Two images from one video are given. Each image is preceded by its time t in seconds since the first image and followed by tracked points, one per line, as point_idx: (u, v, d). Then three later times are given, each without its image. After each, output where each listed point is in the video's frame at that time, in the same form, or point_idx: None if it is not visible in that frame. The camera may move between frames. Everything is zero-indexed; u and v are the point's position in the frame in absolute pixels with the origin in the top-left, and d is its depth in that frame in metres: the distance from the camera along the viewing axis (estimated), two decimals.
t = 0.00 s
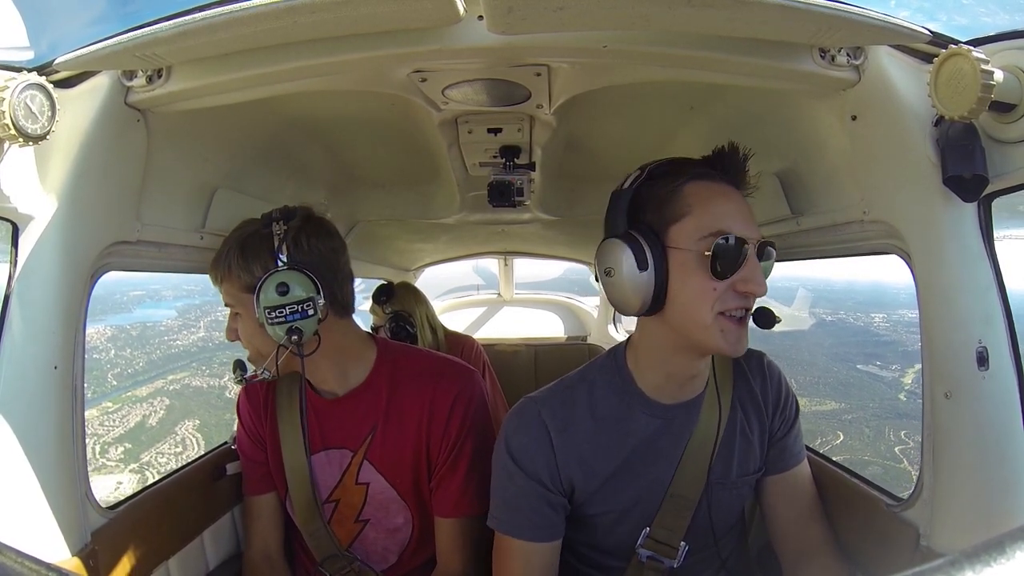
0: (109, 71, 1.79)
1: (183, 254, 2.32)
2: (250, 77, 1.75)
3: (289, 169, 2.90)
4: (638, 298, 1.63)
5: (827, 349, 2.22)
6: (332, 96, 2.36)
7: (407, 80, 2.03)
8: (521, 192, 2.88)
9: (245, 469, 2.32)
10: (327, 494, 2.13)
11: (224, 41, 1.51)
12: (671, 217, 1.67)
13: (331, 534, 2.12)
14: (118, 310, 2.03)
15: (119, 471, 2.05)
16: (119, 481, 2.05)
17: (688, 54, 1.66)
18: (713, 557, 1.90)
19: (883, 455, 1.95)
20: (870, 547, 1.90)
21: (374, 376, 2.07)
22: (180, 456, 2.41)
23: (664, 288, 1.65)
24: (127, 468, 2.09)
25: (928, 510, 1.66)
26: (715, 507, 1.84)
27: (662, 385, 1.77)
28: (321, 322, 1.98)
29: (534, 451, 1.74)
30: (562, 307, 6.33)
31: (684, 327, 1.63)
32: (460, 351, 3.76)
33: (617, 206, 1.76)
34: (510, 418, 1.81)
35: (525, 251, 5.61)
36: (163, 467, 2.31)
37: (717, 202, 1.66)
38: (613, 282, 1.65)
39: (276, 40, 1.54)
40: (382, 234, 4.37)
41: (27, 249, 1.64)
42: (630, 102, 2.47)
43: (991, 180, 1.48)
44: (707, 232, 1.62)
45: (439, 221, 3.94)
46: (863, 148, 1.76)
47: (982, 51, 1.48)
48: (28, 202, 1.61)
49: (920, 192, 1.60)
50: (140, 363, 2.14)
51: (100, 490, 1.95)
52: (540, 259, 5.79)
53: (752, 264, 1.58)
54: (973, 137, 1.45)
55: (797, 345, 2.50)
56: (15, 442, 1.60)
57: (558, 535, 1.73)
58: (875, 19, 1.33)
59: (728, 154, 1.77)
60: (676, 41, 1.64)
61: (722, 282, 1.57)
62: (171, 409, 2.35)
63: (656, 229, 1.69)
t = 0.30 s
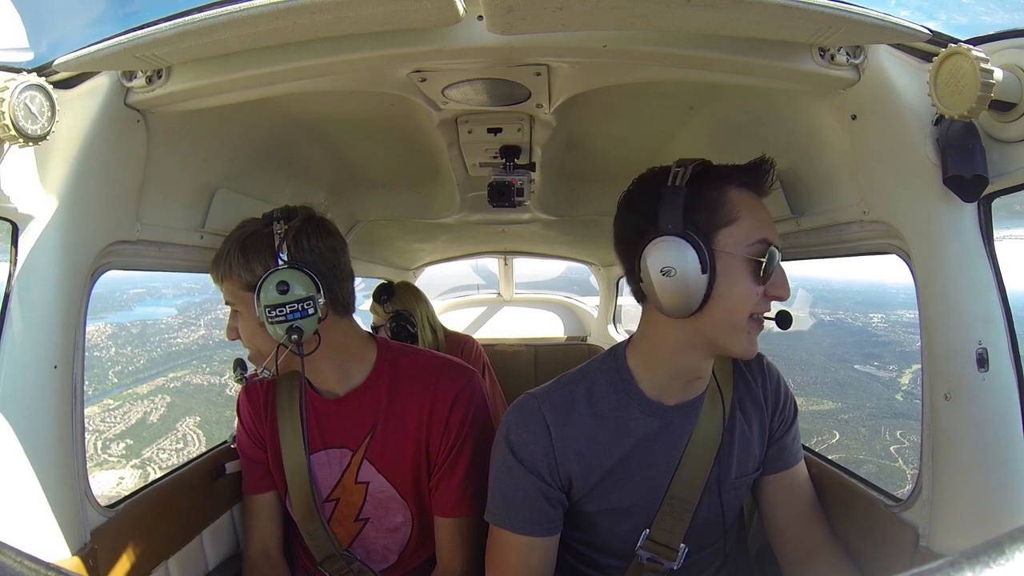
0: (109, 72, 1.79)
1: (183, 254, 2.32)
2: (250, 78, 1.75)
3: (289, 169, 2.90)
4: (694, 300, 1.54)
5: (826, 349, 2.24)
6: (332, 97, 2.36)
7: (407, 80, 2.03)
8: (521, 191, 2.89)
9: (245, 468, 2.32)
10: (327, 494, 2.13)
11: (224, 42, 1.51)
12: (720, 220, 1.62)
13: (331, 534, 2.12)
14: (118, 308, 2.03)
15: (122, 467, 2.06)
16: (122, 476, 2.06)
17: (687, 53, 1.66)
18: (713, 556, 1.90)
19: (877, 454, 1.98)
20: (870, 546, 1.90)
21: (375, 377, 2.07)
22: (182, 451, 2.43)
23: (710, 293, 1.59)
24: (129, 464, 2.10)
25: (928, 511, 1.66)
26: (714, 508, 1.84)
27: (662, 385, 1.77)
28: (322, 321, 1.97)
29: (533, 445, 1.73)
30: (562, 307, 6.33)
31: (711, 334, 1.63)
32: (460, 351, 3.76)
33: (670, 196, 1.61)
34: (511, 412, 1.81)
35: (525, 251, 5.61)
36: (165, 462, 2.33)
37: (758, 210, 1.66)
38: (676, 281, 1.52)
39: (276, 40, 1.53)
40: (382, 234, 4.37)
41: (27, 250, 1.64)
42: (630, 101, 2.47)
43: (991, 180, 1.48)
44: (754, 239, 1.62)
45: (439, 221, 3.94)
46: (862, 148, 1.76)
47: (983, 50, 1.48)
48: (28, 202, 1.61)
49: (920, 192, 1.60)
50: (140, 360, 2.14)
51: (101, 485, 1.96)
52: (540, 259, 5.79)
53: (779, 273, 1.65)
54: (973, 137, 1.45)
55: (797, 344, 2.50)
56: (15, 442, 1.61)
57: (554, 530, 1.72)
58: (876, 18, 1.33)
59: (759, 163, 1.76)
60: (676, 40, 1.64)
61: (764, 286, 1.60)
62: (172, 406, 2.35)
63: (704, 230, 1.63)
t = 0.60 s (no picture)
0: (110, 71, 1.79)
1: (183, 254, 2.32)
2: (250, 77, 1.75)
3: (289, 168, 2.90)
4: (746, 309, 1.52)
5: (823, 349, 2.25)
6: (332, 96, 2.36)
7: (407, 80, 2.03)
8: (521, 191, 2.89)
9: (245, 469, 2.32)
10: (327, 494, 2.13)
11: (224, 42, 1.51)
12: (770, 236, 1.68)
13: (331, 534, 2.12)
14: (118, 306, 2.03)
15: (124, 464, 2.07)
16: (124, 473, 2.07)
17: (687, 53, 1.66)
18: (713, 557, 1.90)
19: (874, 452, 2.00)
20: (870, 547, 1.90)
21: (374, 376, 2.07)
22: (184, 448, 2.44)
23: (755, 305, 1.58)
24: (131, 461, 2.11)
25: (928, 510, 1.66)
26: (715, 509, 1.84)
27: (666, 382, 1.79)
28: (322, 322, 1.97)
29: (542, 436, 1.72)
30: (562, 307, 6.33)
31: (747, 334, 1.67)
32: (459, 351, 3.76)
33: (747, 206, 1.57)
34: (517, 405, 1.80)
35: (525, 251, 5.61)
36: (167, 460, 2.33)
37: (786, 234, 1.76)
38: (740, 291, 1.49)
39: (276, 40, 1.54)
40: (382, 234, 4.37)
41: (27, 249, 1.64)
42: (629, 102, 2.47)
43: (991, 181, 1.48)
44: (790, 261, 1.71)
45: (439, 221, 3.94)
46: (862, 148, 1.76)
47: (982, 50, 1.48)
48: (28, 201, 1.61)
49: (921, 192, 1.60)
50: (140, 358, 2.14)
51: (104, 482, 1.97)
52: (539, 259, 5.79)
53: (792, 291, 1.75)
54: (973, 137, 1.45)
55: (797, 344, 2.50)
56: (14, 442, 1.60)
57: (561, 523, 1.72)
58: (875, 18, 1.33)
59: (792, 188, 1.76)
60: (676, 40, 1.63)
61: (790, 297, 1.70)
62: (173, 404, 2.35)
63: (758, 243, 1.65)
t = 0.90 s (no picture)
0: (110, 71, 1.79)
1: (183, 254, 2.32)
2: (251, 77, 1.75)
3: (289, 168, 2.90)
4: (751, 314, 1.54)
5: (822, 347, 2.27)
6: (332, 96, 2.36)
7: (408, 80, 2.03)
8: (521, 191, 2.89)
9: (245, 469, 2.32)
10: (328, 494, 2.13)
11: (224, 42, 1.51)
12: (782, 243, 1.67)
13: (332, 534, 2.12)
14: (118, 306, 2.03)
15: (127, 463, 2.08)
16: (127, 473, 2.08)
17: (687, 54, 1.66)
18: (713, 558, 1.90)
19: (870, 448, 2.03)
20: (870, 548, 1.90)
21: (376, 376, 2.07)
22: (186, 448, 2.45)
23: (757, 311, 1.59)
24: (134, 460, 2.12)
25: (928, 510, 1.66)
26: (717, 509, 1.84)
27: (669, 381, 1.78)
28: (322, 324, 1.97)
29: (547, 434, 1.72)
30: (562, 307, 6.33)
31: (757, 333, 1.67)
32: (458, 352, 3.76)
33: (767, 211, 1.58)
34: (521, 402, 1.80)
35: (525, 251, 5.61)
36: (169, 459, 2.34)
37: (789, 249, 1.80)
38: (751, 292, 1.50)
39: (275, 40, 1.54)
40: (382, 234, 4.37)
41: (27, 248, 1.64)
42: (630, 102, 2.47)
43: (991, 181, 1.48)
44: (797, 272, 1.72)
45: (439, 221, 3.94)
46: (863, 149, 1.76)
47: (982, 51, 1.48)
48: (28, 201, 1.61)
49: (921, 191, 1.60)
50: (141, 358, 2.14)
51: (108, 480, 1.98)
52: (539, 259, 5.79)
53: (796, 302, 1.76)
54: (973, 138, 1.45)
55: (797, 344, 2.50)
56: (15, 442, 1.60)
57: (561, 521, 1.72)
58: (875, 19, 1.33)
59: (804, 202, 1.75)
60: (676, 40, 1.63)
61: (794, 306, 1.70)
62: (174, 403, 2.35)
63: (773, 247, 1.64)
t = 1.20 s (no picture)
0: (110, 71, 1.79)
1: (183, 254, 2.31)
2: (251, 77, 1.75)
3: (289, 168, 2.90)
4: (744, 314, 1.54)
5: (820, 345, 2.28)
6: (332, 96, 2.36)
7: (408, 80, 2.03)
8: (521, 192, 2.89)
9: (245, 469, 2.32)
10: (328, 495, 2.13)
11: (224, 42, 1.51)
12: (782, 242, 1.67)
13: (332, 534, 2.12)
14: (117, 306, 2.02)
15: (129, 461, 2.09)
16: (129, 471, 2.09)
17: (687, 54, 1.66)
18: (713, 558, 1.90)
19: (866, 445, 2.05)
20: (870, 548, 1.90)
21: (374, 378, 2.07)
22: (188, 446, 2.46)
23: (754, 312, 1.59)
24: (136, 459, 2.13)
25: (928, 509, 1.66)
26: (718, 508, 1.84)
27: (669, 380, 1.78)
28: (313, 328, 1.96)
29: (547, 433, 1.72)
30: (562, 307, 6.32)
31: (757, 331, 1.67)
32: (457, 352, 3.75)
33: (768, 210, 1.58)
34: (524, 399, 1.81)
35: (525, 251, 5.61)
36: (171, 457, 2.34)
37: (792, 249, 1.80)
38: (750, 289, 1.50)
39: (275, 39, 1.54)
40: (382, 234, 4.37)
41: (27, 249, 1.64)
42: (630, 102, 2.47)
43: (991, 181, 1.48)
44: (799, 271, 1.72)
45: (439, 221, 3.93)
46: (863, 149, 1.76)
47: (983, 52, 1.48)
48: (28, 201, 1.61)
49: (921, 190, 1.60)
50: (142, 358, 2.14)
51: (110, 479, 1.99)
52: (539, 259, 5.79)
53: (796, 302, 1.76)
54: (973, 138, 1.45)
55: (797, 344, 2.50)
56: (15, 443, 1.60)
57: (562, 521, 1.72)
58: (876, 19, 1.33)
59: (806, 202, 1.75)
60: (676, 40, 1.63)
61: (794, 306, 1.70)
62: (176, 403, 2.35)
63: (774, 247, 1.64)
